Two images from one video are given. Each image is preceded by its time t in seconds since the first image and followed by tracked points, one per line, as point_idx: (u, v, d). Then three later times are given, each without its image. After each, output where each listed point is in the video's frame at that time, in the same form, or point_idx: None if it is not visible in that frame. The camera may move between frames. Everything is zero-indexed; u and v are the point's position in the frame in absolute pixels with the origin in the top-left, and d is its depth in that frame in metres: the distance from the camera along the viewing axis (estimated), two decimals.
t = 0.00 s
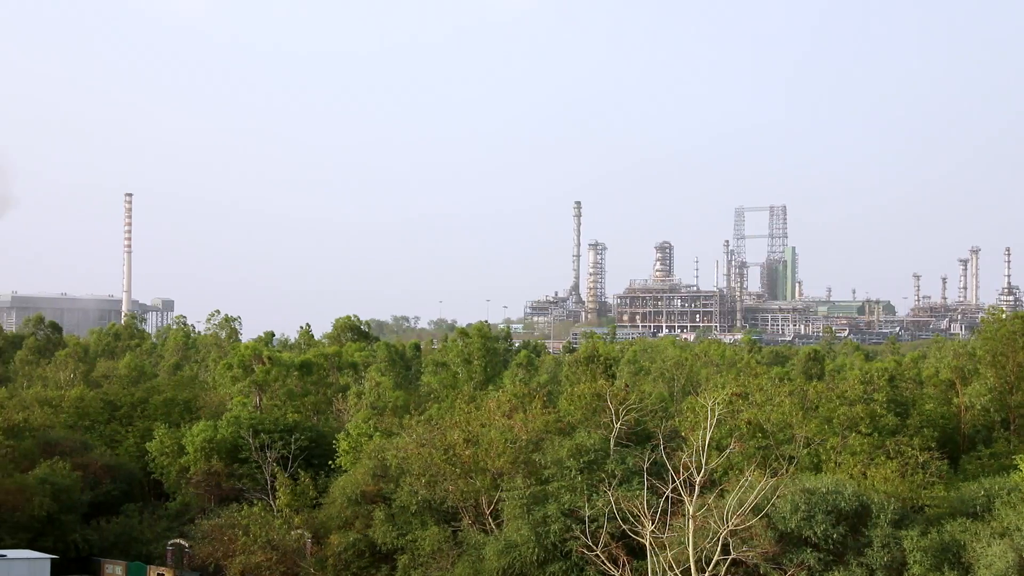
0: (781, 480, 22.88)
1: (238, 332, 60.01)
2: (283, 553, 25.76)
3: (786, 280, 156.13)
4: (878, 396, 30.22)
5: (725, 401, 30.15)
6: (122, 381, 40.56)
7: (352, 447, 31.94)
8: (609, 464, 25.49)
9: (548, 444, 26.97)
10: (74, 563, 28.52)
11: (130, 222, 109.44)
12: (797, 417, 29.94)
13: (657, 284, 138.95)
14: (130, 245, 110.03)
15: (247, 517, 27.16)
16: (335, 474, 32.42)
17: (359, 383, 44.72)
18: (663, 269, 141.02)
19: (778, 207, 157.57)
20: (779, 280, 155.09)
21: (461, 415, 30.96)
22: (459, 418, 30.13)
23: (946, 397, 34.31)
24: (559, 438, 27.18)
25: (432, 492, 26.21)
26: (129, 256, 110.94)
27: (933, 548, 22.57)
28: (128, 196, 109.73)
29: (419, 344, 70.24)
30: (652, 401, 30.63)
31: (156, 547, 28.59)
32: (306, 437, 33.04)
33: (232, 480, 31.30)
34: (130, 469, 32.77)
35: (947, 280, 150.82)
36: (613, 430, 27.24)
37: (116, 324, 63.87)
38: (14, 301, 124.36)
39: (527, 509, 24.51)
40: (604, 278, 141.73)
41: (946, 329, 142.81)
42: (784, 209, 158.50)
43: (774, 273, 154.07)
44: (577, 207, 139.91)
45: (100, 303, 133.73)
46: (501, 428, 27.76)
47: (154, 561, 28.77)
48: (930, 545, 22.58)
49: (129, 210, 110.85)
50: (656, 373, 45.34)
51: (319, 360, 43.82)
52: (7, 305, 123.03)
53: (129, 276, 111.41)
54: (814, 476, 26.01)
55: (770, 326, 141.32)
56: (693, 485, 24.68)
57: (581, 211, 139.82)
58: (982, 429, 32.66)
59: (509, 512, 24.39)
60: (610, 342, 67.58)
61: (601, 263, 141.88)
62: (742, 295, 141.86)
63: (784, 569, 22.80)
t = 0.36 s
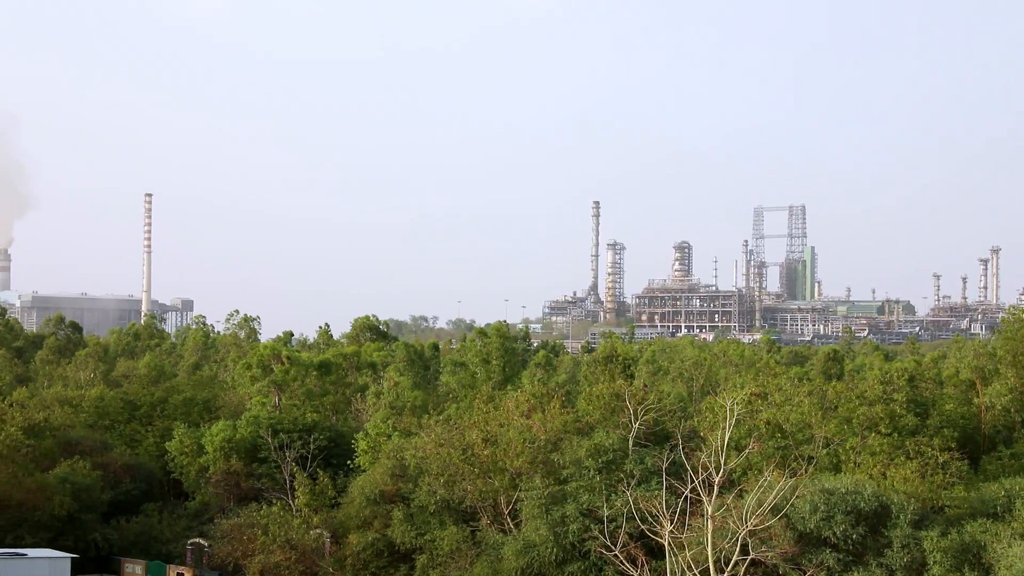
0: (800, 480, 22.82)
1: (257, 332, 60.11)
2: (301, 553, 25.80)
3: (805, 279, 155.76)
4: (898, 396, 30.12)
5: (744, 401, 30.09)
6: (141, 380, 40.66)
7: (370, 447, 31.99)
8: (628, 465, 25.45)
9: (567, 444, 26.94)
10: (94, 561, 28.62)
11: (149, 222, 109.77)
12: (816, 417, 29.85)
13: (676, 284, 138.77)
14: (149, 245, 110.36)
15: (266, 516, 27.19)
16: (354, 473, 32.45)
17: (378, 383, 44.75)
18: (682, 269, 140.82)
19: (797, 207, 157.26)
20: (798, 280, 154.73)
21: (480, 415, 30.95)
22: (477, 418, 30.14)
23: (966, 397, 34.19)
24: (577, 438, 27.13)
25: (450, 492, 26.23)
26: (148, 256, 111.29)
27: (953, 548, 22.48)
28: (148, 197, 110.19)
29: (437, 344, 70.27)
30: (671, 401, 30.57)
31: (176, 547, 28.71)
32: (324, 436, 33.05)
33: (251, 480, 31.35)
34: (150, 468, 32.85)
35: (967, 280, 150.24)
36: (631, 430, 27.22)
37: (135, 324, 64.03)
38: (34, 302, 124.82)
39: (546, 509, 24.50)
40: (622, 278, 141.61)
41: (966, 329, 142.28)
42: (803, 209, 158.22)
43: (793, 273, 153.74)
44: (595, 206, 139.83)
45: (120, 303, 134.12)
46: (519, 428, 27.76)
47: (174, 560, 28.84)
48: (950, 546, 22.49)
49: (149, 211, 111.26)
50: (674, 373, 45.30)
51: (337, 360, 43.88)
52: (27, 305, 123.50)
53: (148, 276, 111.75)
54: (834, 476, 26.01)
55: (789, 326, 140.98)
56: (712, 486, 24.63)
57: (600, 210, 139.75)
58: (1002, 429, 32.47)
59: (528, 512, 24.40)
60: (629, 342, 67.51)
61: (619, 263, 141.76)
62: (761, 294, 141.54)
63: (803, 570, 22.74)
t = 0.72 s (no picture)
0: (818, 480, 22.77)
1: (275, 332, 60.21)
2: (318, 553, 25.84)
3: (823, 279, 155.39)
4: (916, 396, 30.03)
5: (762, 401, 30.04)
6: (159, 380, 40.75)
7: (388, 446, 32.03)
8: (645, 465, 25.41)
9: (584, 444, 26.91)
10: (113, 560, 28.70)
11: (167, 223, 110.04)
12: (834, 417, 29.75)
13: (694, 284, 138.59)
14: (167, 245, 110.67)
15: (284, 516, 27.23)
16: (372, 473, 32.46)
17: (395, 383, 44.75)
18: (700, 268, 140.58)
19: (815, 207, 157.01)
20: (816, 280, 154.32)
21: (498, 415, 30.91)
22: (494, 418, 30.14)
23: (985, 397, 34.07)
24: (595, 438, 27.10)
25: (468, 491, 26.24)
26: (166, 257, 111.58)
27: (973, 549, 22.36)
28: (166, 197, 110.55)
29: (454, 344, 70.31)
30: (688, 401, 30.51)
31: (193, 546, 28.78)
32: (342, 436, 33.08)
33: (269, 480, 31.39)
34: (169, 468, 32.91)
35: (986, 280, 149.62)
36: (649, 430, 27.20)
37: (154, 324, 64.18)
38: (53, 301, 125.25)
39: (563, 509, 24.51)
40: (640, 278, 141.49)
41: (985, 329, 141.81)
42: (821, 209, 157.95)
43: (811, 273, 153.43)
44: (613, 206, 139.73)
45: (139, 303, 134.50)
46: (537, 428, 27.76)
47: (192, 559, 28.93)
48: (970, 546, 22.36)
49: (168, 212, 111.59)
50: (692, 373, 45.24)
51: (355, 360, 43.95)
52: (46, 305, 123.94)
53: (167, 276, 112.05)
54: (851, 476, 26.01)
55: (807, 326, 140.65)
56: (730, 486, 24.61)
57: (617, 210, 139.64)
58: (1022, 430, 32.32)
59: (546, 512, 24.43)
60: (646, 342, 67.44)
61: (637, 263, 141.65)
62: (779, 294, 141.26)
63: (821, 570, 22.71)
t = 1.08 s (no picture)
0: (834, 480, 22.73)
1: (291, 332, 60.29)
2: (334, 552, 25.87)
3: (839, 279, 155.09)
4: (933, 396, 29.95)
5: (778, 401, 30.00)
6: (176, 380, 40.83)
7: (404, 446, 32.06)
8: (661, 465, 25.38)
9: (600, 444, 26.88)
10: (130, 560, 28.76)
11: (183, 223, 110.42)
12: (850, 418, 29.67)
13: (709, 284, 138.42)
14: (183, 246, 110.99)
15: (300, 516, 27.25)
16: (388, 473, 32.47)
17: (411, 383, 44.77)
18: (715, 268, 140.38)
19: (832, 206, 156.75)
20: (832, 280, 153.99)
21: (513, 414, 30.88)
22: (510, 418, 30.14)
23: (1002, 398, 33.97)
24: (610, 438, 27.06)
25: (483, 491, 26.26)
26: (182, 257, 111.91)
27: (990, 550, 22.27)
28: (183, 197, 111.15)
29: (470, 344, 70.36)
30: (704, 401, 30.44)
31: (210, 546, 28.87)
32: (358, 435, 33.10)
33: (285, 479, 31.42)
34: (185, 467, 32.97)
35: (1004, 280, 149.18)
36: (664, 430, 27.17)
37: (170, 324, 64.30)
38: (70, 301, 125.66)
39: (579, 509, 24.51)
40: (656, 278, 141.41)
41: (1002, 329, 141.38)
42: (837, 208, 157.69)
43: (827, 272, 153.13)
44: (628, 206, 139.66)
45: (156, 303, 134.86)
46: (553, 428, 27.75)
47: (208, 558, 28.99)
48: (987, 547, 22.27)
49: (184, 212, 112.02)
50: (707, 373, 45.20)
51: (371, 359, 44.02)
52: (63, 305, 124.36)
53: (183, 276, 112.39)
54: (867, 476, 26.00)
55: (823, 326, 140.34)
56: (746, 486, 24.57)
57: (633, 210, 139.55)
58: None
59: (561, 512, 24.43)
60: (662, 342, 67.42)
61: (653, 263, 141.55)
62: (795, 294, 141.03)
63: (838, 570, 22.68)
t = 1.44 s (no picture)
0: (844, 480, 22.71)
1: (301, 332, 60.35)
2: (343, 552, 25.89)
3: (849, 278, 154.93)
4: (944, 396, 29.92)
5: (788, 401, 29.97)
6: (186, 380, 40.87)
7: (413, 446, 32.08)
8: (671, 464, 25.35)
9: (610, 444, 26.86)
10: (140, 559, 28.81)
11: (194, 223, 110.54)
12: (861, 417, 29.61)
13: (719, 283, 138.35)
14: (194, 246, 111.15)
15: (310, 516, 27.27)
16: (397, 473, 32.48)
17: (421, 383, 44.78)
18: (725, 268, 140.26)
19: (842, 206, 156.63)
20: (842, 279, 153.80)
21: (523, 414, 30.86)
22: (520, 418, 30.14)
23: (1012, 398, 33.93)
24: (620, 438, 27.04)
25: (493, 491, 26.27)
26: (193, 256, 112.04)
27: (1001, 550, 22.20)
28: (193, 197, 111.32)
29: (479, 343, 70.40)
30: (714, 401, 30.42)
31: (220, 545, 28.93)
32: (368, 435, 33.10)
33: (295, 479, 31.44)
34: (195, 467, 33.02)
35: (1014, 279, 148.95)
36: (674, 430, 27.16)
37: (181, 324, 64.35)
38: (81, 301, 125.87)
39: (589, 509, 24.51)
40: (666, 278, 141.34)
41: (1013, 328, 141.13)
42: (847, 208, 157.58)
43: (837, 272, 152.99)
44: (638, 207, 139.56)
45: (167, 302, 135.03)
46: (563, 428, 27.74)
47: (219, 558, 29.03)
48: (998, 548, 22.21)
49: (194, 211, 112.16)
50: (717, 373, 45.21)
51: (382, 359, 44.10)
52: (74, 305, 124.58)
53: (194, 276, 112.57)
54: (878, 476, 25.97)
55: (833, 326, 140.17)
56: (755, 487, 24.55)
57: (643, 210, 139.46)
58: None
59: (571, 512, 24.44)
60: (671, 342, 67.48)
61: (663, 263, 141.50)
62: (804, 294, 140.93)
63: (848, 571, 22.64)
